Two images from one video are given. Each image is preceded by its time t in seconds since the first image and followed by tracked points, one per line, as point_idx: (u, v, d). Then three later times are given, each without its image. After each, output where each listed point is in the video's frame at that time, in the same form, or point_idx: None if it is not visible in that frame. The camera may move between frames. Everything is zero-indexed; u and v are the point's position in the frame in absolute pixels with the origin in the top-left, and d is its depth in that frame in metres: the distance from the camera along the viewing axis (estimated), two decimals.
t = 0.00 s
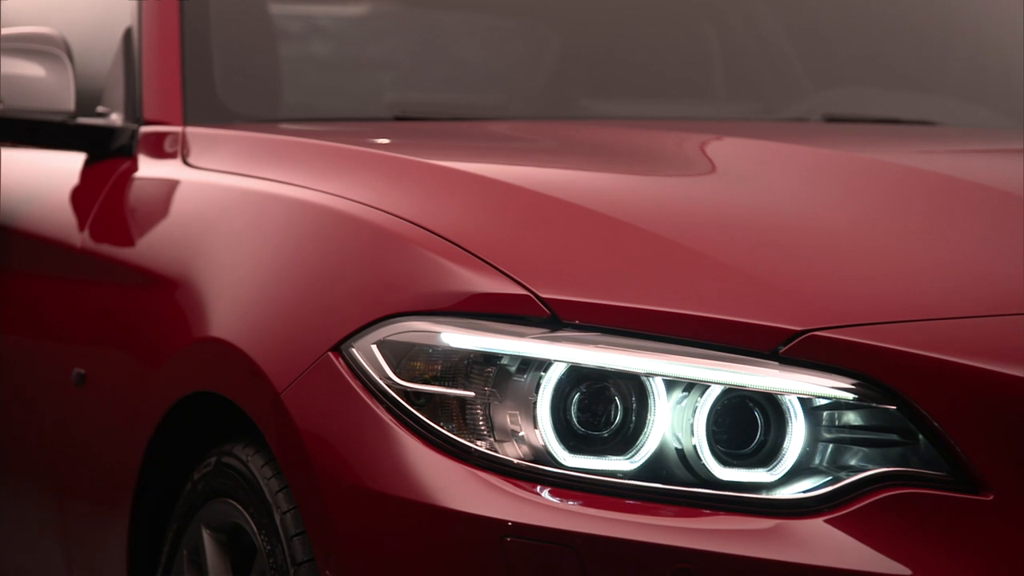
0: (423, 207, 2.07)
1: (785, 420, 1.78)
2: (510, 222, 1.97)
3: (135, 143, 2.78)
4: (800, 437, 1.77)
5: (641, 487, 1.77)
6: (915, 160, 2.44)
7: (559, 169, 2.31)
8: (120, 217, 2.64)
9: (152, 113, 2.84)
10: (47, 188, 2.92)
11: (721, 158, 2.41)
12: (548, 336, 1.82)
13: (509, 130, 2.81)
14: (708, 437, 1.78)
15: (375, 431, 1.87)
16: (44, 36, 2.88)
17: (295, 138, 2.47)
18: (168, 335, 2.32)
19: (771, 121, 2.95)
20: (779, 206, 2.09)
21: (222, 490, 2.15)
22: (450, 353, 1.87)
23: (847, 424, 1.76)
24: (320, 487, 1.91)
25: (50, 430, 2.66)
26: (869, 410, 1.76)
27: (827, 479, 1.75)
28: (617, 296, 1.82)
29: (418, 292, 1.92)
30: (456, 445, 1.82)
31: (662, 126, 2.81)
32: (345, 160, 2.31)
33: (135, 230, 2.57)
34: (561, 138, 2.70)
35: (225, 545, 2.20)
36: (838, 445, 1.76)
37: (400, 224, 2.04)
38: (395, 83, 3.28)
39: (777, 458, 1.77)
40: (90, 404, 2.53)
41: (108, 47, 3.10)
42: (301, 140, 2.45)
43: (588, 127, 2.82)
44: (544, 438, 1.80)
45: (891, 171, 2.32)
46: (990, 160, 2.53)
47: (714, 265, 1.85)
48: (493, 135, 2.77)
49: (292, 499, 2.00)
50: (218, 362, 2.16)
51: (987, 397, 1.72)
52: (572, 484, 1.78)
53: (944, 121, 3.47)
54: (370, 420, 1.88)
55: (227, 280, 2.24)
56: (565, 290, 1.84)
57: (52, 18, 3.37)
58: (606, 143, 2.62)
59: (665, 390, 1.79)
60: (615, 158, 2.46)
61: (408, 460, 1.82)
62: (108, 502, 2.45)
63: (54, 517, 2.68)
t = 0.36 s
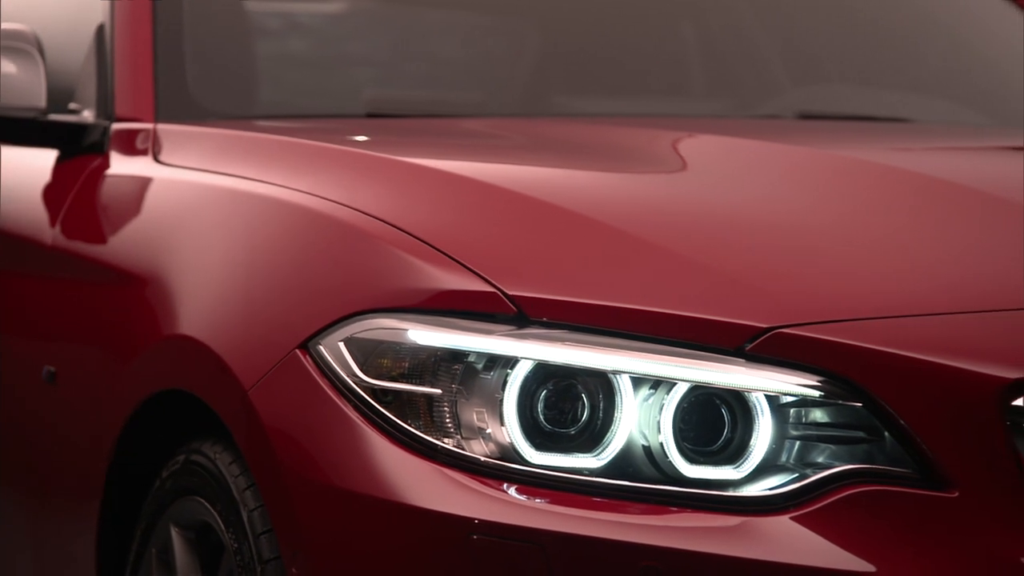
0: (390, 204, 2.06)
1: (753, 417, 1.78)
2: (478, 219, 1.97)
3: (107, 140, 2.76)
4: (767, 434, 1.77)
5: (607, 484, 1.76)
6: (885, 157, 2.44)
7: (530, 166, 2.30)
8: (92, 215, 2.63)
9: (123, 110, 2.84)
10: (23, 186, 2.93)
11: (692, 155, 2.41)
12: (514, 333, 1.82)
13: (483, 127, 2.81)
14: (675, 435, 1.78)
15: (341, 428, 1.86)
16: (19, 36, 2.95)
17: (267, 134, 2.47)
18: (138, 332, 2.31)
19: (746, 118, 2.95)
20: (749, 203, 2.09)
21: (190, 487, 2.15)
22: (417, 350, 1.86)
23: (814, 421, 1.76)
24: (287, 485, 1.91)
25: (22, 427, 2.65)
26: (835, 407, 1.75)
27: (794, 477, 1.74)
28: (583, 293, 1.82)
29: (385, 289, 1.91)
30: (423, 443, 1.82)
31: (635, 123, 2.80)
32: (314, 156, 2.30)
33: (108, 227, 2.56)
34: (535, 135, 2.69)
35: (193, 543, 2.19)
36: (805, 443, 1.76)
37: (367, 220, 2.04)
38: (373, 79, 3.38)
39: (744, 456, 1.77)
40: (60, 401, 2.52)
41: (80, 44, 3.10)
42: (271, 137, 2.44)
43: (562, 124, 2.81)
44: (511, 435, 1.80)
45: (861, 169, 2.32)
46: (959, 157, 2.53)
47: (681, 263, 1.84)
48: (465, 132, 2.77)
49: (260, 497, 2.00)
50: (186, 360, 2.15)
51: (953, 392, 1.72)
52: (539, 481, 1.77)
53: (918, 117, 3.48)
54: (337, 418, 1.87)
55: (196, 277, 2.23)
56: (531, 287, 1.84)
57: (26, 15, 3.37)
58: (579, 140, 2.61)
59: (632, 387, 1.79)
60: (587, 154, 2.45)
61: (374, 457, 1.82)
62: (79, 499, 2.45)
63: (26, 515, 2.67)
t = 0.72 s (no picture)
0: (357, 202, 2.06)
1: (717, 415, 1.78)
2: (444, 217, 1.97)
3: (76, 137, 2.77)
4: (731, 432, 1.77)
5: (572, 482, 1.76)
6: (854, 155, 2.44)
7: (498, 163, 2.30)
8: (62, 212, 2.63)
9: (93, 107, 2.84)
10: None
11: (660, 153, 2.41)
12: (479, 331, 1.81)
13: (455, 124, 2.80)
14: (639, 432, 1.77)
15: (306, 426, 1.86)
16: None
17: (235, 132, 2.46)
18: (104, 329, 2.30)
19: (717, 116, 2.95)
20: (716, 201, 2.09)
21: (156, 486, 2.14)
22: (382, 348, 1.86)
23: (779, 419, 1.76)
24: (251, 483, 1.90)
25: None
26: (800, 405, 1.75)
27: (758, 474, 1.74)
28: (548, 291, 1.82)
29: (350, 287, 1.91)
30: (387, 441, 1.81)
31: (606, 121, 2.80)
32: (281, 153, 2.30)
33: (76, 225, 2.55)
34: (505, 132, 2.69)
35: (160, 542, 2.19)
36: (770, 441, 1.76)
37: (333, 218, 2.03)
38: (353, 77, 3.28)
39: (709, 454, 1.77)
40: (28, 399, 2.51)
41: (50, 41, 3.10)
42: (239, 134, 2.44)
43: (533, 122, 2.81)
44: (475, 433, 1.80)
45: (830, 167, 2.32)
46: (927, 155, 2.53)
47: (646, 260, 1.84)
48: (434, 130, 2.77)
49: (225, 495, 1.99)
50: (152, 358, 2.15)
51: (916, 391, 1.72)
52: (503, 479, 1.77)
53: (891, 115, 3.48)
54: (301, 416, 1.87)
55: (162, 275, 2.23)
56: (495, 285, 1.83)
57: None
58: (549, 138, 2.61)
59: (597, 385, 1.78)
60: (556, 152, 2.45)
61: (339, 456, 1.81)
62: (46, 497, 2.44)
63: None
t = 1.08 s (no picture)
0: (319, 200, 2.05)
1: (678, 415, 1.77)
2: (407, 216, 1.96)
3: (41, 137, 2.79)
4: (692, 431, 1.77)
5: (532, 481, 1.76)
6: (818, 154, 2.44)
7: (462, 162, 2.30)
8: (28, 211, 2.62)
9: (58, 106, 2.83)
10: None
11: (626, 152, 2.41)
12: (440, 330, 1.81)
13: (422, 123, 2.80)
14: (600, 431, 1.77)
15: (266, 425, 1.85)
16: None
17: (199, 130, 2.46)
18: (66, 327, 2.30)
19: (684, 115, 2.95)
20: (679, 199, 2.08)
21: (118, 487, 2.14)
22: (343, 347, 1.85)
23: (740, 418, 1.76)
24: (212, 483, 1.89)
25: None
26: (760, 404, 1.75)
27: (719, 473, 1.74)
28: (510, 290, 1.81)
29: (312, 286, 1.90)
30: (348, 441, 1.81)
31: (572, 120, 2.80)
32: (244, 151, 2.29)
33: (41, 224, 2.55)
34: (471, 131, 2.69)
35: (121, 541, 2.18)
36: (731, 440, 1.76)
37: (296, 217, 2.02)
38: (327, 78, 3.28)
39: (670, 453, 1.76)
40: None
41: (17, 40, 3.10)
42: (203, 133, 2.43)
43: (499, 121, 2.80)
44: (436, 432, 1.79)
45: (796, 167, 2.32)
46: (890, 154, 2.54)
47: (607, 260, 1.84)
48: (401, 128, 2.76)
49: (186, 495, 1.98)
50: (113, 358, 2.14)
51: (879, 390, 1.71)
52: (463, 478, 1.76)
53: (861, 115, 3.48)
54: (262, 416, 1.86)
55: (124, 273, 2.22)
56: (456, 285, 1.83)
57: None
58: (515, 137, 2.61)
59: (558, 384, 1.78)
60: (520, 151, 2.45)
61: (299, 455, 1.81)
62: (10, 496, 2.43)
63: None
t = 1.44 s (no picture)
0: (278, 199, 2.05)
1: (636, 414, 1.77)
2: (364, 214, 1.96)
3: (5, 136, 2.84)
4: (650, 431, 1.77)
5: (490, 480, 1.75)
6: (779, 154, 2.45)
7: (423, 161, 2.29)
8: None
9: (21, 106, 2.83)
10: None
11: (586, 151, 2.41)
12: (397, 330, 1.80)
13: (387, 122, 2.79)
14: (558, 431, 1.77)
15: (223, 425, 1.84)
16: None
17: (161, 129, 2.45)
18: (25, 326, 2.29)
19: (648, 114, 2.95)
20: (638, 198, 2.08)
21: (77, 486, 2.13)
22: (301, 347, 1.85)
23: (697, 418, 1.76)
24: (168, 482, 1.88)
25: None
26: (717, 403, 1.75)
27: (677, 473, 1.74)
28: (467, 289, 1.81)
29: (270, 285, 1.89)
30: (305, 441, 1.80)
31: (537, 119, 2.80)
32: (205, 150, 2.29)
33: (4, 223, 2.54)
34: (435, 130, 2.69)
35: (80, 541, 2.18)
36: (689, 439, 1.76)
37: (254, 216, 2.02)
38: (295, 77, 3.30)
39: (628, 453, 1.76)
40: None
41: None
42: (164, 132, 2.43)
43: (464, 120, 2.80)
44: (393, 432, 1.79)
45: (758, 167, 2.31)
46: (852, 154, 2.54)
47: (565, 259, 1.84)
48: (365, 127, 2.76)
49: (143, 495, 1.98)
50: (72, 357, 2.13)
51: (836, 389, 1.71)
52: (421, 478, 1.76)
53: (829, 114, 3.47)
54: (219, 416, 1.85)
55: (83, 272, 2.21)
56: (413, 284, 1.83)
57: None
58: (479, 137, 2.61)
59: (515, 383, 1.78)
60: (483, 150, 2.45)
61: (256, 455, 1.80)
62: None
63: None
